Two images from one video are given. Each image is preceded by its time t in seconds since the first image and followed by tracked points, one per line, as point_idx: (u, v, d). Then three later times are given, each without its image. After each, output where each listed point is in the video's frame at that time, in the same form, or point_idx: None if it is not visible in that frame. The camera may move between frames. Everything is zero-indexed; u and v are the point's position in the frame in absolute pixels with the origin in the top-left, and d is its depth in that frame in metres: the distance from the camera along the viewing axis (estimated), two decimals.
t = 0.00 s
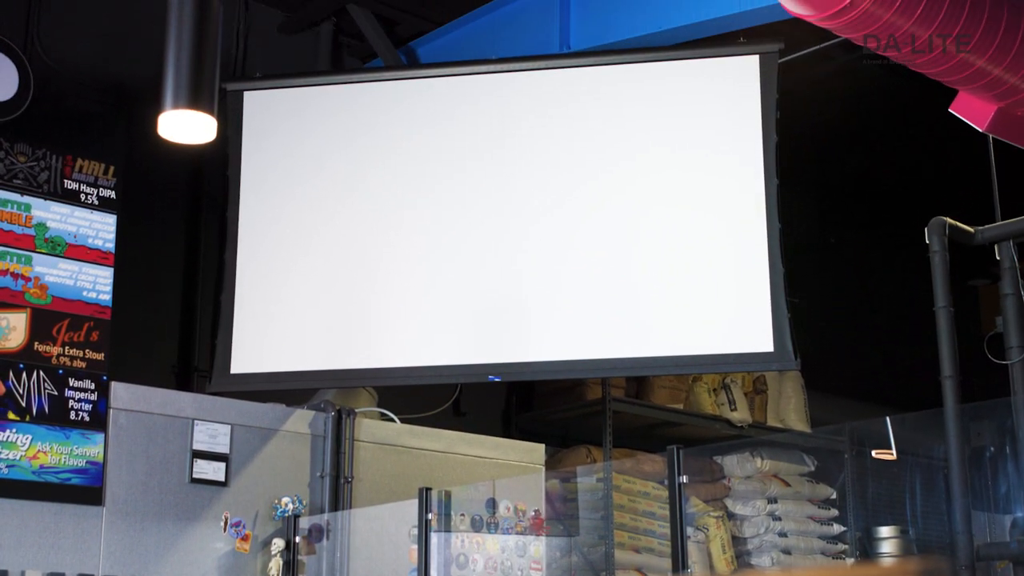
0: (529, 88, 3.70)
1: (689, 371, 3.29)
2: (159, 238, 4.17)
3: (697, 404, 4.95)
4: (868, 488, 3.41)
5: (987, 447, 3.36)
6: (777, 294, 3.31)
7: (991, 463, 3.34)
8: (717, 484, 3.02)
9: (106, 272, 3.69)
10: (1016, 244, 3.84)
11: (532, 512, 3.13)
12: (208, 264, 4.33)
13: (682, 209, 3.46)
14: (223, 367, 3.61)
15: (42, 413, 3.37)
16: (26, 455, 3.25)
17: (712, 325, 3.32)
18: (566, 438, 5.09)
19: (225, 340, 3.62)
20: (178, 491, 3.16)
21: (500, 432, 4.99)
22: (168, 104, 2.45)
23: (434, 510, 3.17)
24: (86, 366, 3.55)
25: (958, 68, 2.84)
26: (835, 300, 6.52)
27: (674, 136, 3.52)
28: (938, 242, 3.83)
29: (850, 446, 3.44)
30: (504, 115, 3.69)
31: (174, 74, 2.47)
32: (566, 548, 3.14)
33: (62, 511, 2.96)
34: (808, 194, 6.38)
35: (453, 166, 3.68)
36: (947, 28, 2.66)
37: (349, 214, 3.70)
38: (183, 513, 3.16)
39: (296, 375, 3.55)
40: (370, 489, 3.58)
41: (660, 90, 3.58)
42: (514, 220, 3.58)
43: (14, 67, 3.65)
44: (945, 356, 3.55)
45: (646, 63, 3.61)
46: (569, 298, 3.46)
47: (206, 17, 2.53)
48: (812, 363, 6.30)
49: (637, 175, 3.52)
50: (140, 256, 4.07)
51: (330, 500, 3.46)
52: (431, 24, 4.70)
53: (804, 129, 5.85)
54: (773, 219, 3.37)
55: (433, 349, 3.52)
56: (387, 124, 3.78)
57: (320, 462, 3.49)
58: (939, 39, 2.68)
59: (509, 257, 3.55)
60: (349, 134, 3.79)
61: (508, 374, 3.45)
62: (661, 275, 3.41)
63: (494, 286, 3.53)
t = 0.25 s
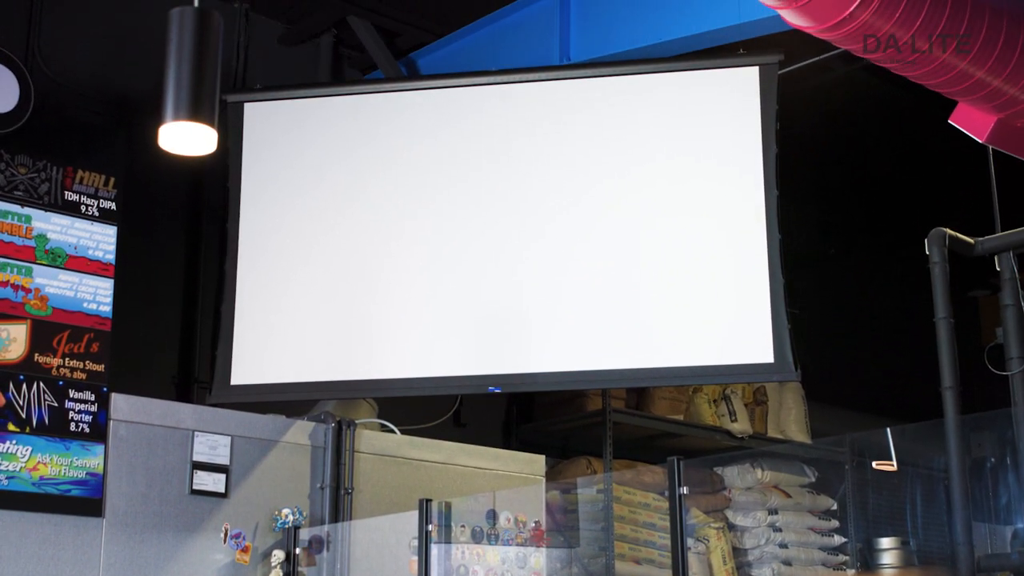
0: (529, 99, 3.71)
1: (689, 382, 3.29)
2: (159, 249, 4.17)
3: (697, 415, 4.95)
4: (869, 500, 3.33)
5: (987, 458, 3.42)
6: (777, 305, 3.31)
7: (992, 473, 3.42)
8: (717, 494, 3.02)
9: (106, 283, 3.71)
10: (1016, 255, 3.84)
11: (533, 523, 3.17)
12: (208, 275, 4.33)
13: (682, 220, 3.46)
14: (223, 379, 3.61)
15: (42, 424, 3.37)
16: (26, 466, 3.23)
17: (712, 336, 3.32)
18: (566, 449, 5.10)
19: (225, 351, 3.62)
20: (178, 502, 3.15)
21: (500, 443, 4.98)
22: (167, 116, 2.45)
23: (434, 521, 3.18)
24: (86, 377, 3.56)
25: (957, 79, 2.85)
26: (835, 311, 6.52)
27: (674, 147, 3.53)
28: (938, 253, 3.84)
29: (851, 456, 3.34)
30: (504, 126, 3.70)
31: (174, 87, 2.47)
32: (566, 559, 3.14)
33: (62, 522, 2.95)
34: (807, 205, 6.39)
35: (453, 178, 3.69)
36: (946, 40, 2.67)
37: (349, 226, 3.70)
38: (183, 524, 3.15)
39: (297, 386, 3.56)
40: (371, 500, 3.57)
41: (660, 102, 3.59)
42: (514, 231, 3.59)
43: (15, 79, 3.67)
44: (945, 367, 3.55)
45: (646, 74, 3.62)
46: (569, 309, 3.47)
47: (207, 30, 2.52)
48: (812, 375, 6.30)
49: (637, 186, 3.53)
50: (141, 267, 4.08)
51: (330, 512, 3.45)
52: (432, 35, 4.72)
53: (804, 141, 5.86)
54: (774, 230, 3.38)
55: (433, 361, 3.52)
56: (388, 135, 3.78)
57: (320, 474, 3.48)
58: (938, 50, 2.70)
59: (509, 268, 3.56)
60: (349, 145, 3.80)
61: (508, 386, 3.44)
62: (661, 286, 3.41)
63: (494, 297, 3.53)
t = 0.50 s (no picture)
0: (529, 109, 3.71)
1: (690, 392, 3.29)
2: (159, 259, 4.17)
3: (698, 425, 4.96)
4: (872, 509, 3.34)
5: (989, 468, 3.43)
6: (777, 315, 3.31)
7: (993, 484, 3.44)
8: (718, 504, 3.01)
9: (106, 292, 3.72)
10: (1015, 265, 3.85)
11: (533, 533, 3.16)
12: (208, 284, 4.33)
13: (682, 230, 3.47)
14: (223, 388, 3.60)
15: (42, 434, 3.33)
16: (26, 476, 3.16)
17: (712, 345, 3.32)
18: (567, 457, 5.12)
19: (225, 361, 3.62)
20: (178, 512, 3.15)
21: (500, 453, 4.98)
22: (169, 126, 2.36)
23: (434, 531, 3.21)
24: (86, 387, 3.55)
25: (958, 89, 2.86)
26: (835, 320, 6.52)
27: (675, 157, 3.54)
28: (938, 262, 3.84)
29: (851, 467, 3.32)
30: (504, 136, 3.71)
31: (175, 96, 2.38)
32: (567, 568, 3.14)
33: (61, 532, 2.93)
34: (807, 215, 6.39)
35: (453, 187, 3.70)
36: (946, 49, 2.68)
37: (350, 236, 3.71)
38: (183, 534, 3.15)
39: (297, 396, 3.55)
40: (371, 510, 3.56)
41: (660, 111, 3.60)
42: (514, 241, 3.59)
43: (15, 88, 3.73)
44: (946, 377, 3.55)
45: (646, 83, 3.63)
46: (570, 319, 3.47)
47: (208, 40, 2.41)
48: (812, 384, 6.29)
49: (637, 195, 3.54)
50: (142, 277, 4.08)
51: (330, 521, 3.47)
52: (432, 45, 4.73)
53: (804, 150, 5.87)
54: (773, 239, 3.39)
55: (433, 370, 3.52)
56: (388, 144, 3.79)
57: (320, 484, 3.49)
58: (938, 60, 2.70)
59: (509, 277, 3.56)
60: (350, 155, 3.80)
61: (508, 395, 3.44)
62: (661, 296, 3.42)
63: (494, 307, 3.53)
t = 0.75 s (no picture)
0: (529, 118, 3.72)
1: (690, 400, 3.29)
2: (159, 268, 4.17)
3: (698, 434, 4.96)
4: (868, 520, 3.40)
5: (989, 476, 3.42)
6: (778, 324, 3.31)
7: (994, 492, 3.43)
8: (720, 514, 3.03)
9: (106, 301, 3.73)
10: (1016, 274, 3.86)
11: (533, 542, 3.16)
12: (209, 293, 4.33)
13: (683, 238, 3.47)
14: (223, 398, 3.60)
15: (42, 444, 3.31)
16: (26, 486, 3.16)
17: (712, 354, 3.33)
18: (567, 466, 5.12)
19: (225, 370, 3.62)
20: (178, 521, 3.13)
21: (500, 462, 4.98)
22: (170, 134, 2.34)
23: (435, 540, 3.05)
24: (85, 397, 3.57)
25: (957, 97, 2.87)
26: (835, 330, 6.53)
27: (674, 166, 3.54)
28: (938, 271, 3.85)
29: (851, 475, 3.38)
30: (504, 144, 3.71)
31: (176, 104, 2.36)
32: None
33: (61, 543, 2.93)
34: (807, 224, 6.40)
35: (454, 196, 3.71)
36: (945, 58, 2.69)
37: (350, 245, 3.71)
38: (183, 544, 3.14)
39: (297, 404, 3.55)
40: (371, 519, 3.57)
41: (659, 120, 3.61)
42: (515, 250, 3.60)
43: (17, 99, 3.71)
44: (946, 385, 3.55)
45: (646, 92, 3.64)
46: (570, 328, 3.47)
47: (206, 51, 2.38)
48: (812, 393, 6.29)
49: (636, 203, 3.54)
50: (142, 286, 4.09)
51: (330, 530, 3.46)
52: (432, 54, 4.74)
53: (803, 159, 5.87)
54: (773, 247, 3.39)
55: (433, 380, 3.52)
56: (389, 153, 3.79)
57: (321, 493, 3.49)
58: (938, 68, 2.71)
59: (509, 286, 3.56)
60: (350, 164, 3.81)
61: (508, 405, 3.44)
62: (661, 305, 3.42)
63: (495, 316, 3.54)
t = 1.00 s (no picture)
0: (529, 125, 3.73)
1: (690, 407, 3.29)
2: (159, 275, 4.18)
3: (699, 441, 4.96)
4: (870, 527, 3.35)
5: (990, 483, 3.39)
6: (778, 331, 3.32)
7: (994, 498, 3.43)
8: (719, 520, 2.98)
9: (106, 309, 3.74)
10: (1016, 281, 3.86)
11: (533, 549, 3.16)
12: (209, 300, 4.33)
13: (683, 245, 3.47)
14: (224, 405, 3.60)
15: (42, 451, 3.37)
16: (26, 493, 3.17)
17: (712, 360, 3.33)
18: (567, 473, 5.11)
19: (225, 377, 3.62)
20: (178, 528, 3.12)
21: (501, 469, 4.98)
22: (170, 142, 2.29)
23: (435, 547, 3.08)
24: (86, 403, 3.58)
25: (956, 104, 2.87)
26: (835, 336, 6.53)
27: (674, 173, 3.55)
28: (938, 278, 3.85)
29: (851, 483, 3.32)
30: (504, 152, 3.72)
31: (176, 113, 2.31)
32: None
33: (61, 550, 2.92)
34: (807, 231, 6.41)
35: (454, 202, 3.71)
36: (943, 66, 2.70)
37: (350, 252, 3.72)
38: (183, 551, 3.12)
39: (297, 411, 3.55)
40: (371, 526, 3.56)
41: (659, 127, 3.61)
42: (515, 257, 3.60)
43: (17, 106, 3.70)
44: (946, 392, 3.54)
45: (646, 100, 3.65)
46: (570, 335, 3.47)
47: (207, 58, 2.34)
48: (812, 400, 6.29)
49: (637, 210, 3.55)
50: (142, 293, 4.10)
51: (330, 538, 3.45)
52: (432, 61, 4.75)
53: (803, 166, 5.88)
54: (773, 254, 3.40)
55: (433, 386, 3.52)
56: (389, 160, 3.80)
57: (321, 500, 3.48)
58: (937, 75, 2.72)
59: (509, 293, 3.57)
60: (350, 171, 3.82)
61: (508, 411, 3.44)
62: (661, 312, 3.42)
63: (495, 323, 3.54)
